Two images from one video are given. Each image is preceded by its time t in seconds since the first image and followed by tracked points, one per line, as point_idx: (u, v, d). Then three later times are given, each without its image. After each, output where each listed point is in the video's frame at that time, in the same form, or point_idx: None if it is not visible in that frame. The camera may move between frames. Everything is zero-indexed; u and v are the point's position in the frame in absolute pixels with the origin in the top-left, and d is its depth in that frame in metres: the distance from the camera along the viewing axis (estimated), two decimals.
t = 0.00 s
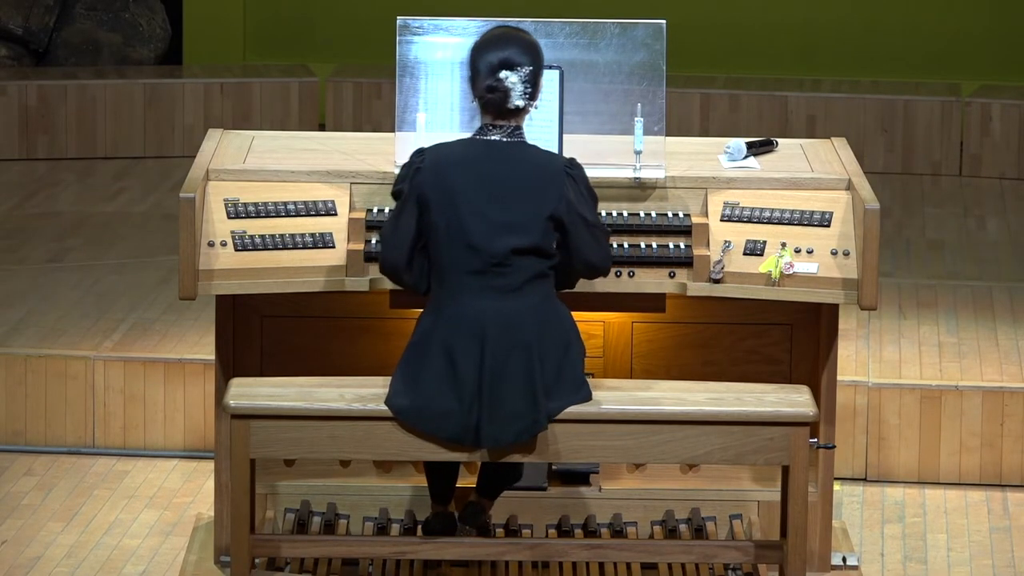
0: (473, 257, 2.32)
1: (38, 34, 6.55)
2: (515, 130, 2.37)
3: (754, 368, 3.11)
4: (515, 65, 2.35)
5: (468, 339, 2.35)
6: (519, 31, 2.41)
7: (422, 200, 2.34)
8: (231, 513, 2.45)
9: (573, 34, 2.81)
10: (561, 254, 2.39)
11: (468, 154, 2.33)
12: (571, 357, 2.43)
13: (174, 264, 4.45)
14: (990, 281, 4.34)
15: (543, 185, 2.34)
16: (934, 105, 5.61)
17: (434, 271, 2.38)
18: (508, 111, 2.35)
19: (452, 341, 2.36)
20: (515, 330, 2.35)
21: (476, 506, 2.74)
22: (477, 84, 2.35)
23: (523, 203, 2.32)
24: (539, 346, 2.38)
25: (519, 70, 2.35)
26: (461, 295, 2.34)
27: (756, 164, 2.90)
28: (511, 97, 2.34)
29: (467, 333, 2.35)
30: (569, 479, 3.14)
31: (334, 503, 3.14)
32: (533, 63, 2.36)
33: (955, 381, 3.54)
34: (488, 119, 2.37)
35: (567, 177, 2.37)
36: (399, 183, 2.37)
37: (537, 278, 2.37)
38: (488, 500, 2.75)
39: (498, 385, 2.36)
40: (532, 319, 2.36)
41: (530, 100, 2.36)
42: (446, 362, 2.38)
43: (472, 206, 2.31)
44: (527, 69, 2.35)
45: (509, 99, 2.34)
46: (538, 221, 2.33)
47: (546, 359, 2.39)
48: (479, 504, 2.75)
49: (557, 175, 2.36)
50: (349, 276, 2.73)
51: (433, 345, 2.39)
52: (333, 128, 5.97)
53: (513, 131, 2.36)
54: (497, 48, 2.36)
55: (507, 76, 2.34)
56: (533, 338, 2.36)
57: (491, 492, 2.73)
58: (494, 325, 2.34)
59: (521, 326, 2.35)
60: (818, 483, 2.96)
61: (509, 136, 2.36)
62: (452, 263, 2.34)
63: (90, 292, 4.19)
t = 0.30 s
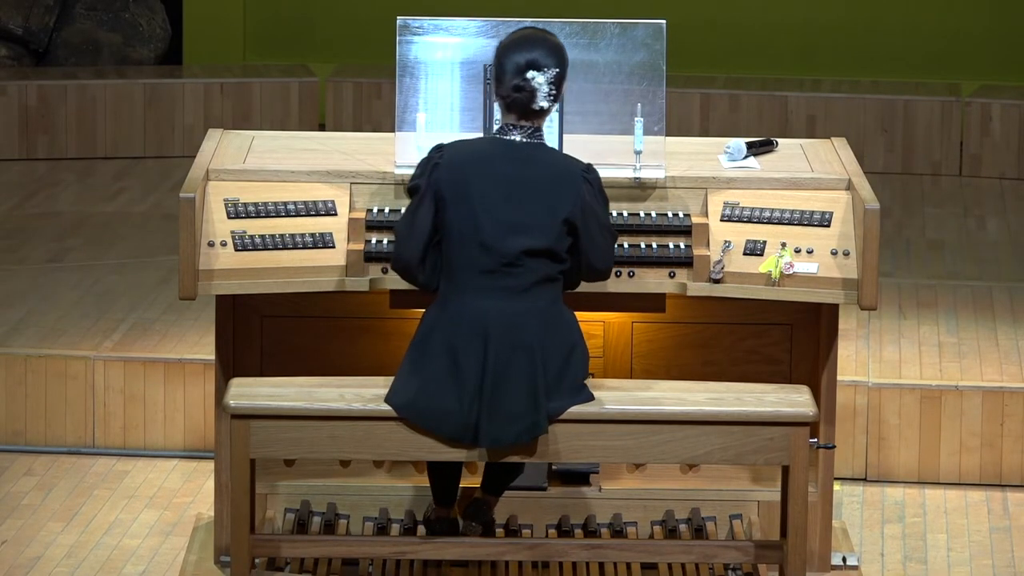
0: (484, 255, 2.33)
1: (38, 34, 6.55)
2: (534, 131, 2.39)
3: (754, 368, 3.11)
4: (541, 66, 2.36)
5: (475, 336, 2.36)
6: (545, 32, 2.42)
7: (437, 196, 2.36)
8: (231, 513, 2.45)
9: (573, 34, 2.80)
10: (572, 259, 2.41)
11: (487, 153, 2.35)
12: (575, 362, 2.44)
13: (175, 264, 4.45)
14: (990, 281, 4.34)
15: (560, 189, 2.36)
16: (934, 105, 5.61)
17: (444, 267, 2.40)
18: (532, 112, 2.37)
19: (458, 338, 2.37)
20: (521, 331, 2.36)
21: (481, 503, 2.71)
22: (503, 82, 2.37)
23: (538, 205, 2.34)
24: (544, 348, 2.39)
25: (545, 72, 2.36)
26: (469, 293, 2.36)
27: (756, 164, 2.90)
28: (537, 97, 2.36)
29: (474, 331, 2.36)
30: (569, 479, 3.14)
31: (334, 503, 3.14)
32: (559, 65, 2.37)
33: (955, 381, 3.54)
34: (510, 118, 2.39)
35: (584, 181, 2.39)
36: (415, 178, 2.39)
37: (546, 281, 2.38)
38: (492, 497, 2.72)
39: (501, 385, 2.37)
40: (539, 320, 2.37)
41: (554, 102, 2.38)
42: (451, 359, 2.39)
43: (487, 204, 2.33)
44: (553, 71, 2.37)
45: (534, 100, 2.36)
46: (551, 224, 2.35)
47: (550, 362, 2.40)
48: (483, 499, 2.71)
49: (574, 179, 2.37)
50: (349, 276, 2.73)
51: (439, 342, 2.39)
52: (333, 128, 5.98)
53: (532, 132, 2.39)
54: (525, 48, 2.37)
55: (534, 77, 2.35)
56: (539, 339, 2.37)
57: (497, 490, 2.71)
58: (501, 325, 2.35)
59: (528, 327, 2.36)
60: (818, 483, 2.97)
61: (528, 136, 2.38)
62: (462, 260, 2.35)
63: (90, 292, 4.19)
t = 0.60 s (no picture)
0: (490, 255, 2.34)
1: (38, 34, 6.55)
2: (543, 132, 2.40)
3: (754, 368, 3.11)
4: (555, 67, 2.38)
5: (479, 336, 2.36)
6: (559, 34, 2.43)
7: (445, 195, 2.36)
8: (231, 513, 2.45)
9: (573, 33, 2.80)
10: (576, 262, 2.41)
11: (496, 153, 2.35)
12: (577, 366, 2.44)
13: (175, 264, 4.45)
14: (990, 281, 4.34)
15: (568, 191, 2.36)
16: (934, 105, 5.61)
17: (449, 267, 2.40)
18: (543, 112, 2.39)
19: (461, 338, 2.37)
20: (522, 332, 2.36)
21: (491, 505, 2.76)
22: (517, 81, 2.38)
23: (544, 207, 2.34)
24: (546, 350, 2.39)
25: (559, 74, 2.38)
26: (473, 292, 2.36)
27: (756, 164, 2.90)
28: (549, 98, 2.37)
29: (478, 331, 2.36)
30: (569, 479, 3.14)
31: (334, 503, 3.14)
32: (572, 68, 2.39)
33: (955, 381, 3.54)
34: (522, 117, 2.40)
35: (592, 185, 2.39)
36: (424, 176, 2.39)
37: (551, 283, 2.38)
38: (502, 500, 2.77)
39: (502, 385, 2.37)
40: (542, 321, 2.37)
41: (566, 104, 2.40)
42: (453, 358, 2.39)
43: (494, 205, 2.33)
44: (567, 73, 2.38)
45: (547, 100, 2.37)
46: (556, 226, 2.35)
47: (552, 363, 2.40)
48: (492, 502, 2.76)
49: (582, 182, 2.37)
50: (349, 277, 2.73)
51: (443, 341, 2.39)
52: (333, 129, 5.98)
53: (541, 133, 2.40)
54: (540, 49, 2.38)
55: (547, 77, 2.37)
56: (541, 341, 2.37)
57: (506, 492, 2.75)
58: (505, 325, 2.36)
59: (531, 328, 2.37)
60: (818, 483, 2.96)
61: (537, 137, 2.40)
62: (467, 260, 2.35)
63: (89, 292, 4.19)
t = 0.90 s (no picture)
0: (490, 256, 2.34)
1: (38, 34, 6.56)
2: (543, 133, 2.40)
3: (754, 368, 3.11)
4: (556, 65, 2.38)
5: (479, 336, 2.36)
6: (559, 34, 2.43)
7: (445, 195, 2.36)
8: (231, 513, 2.45)
9: (573, 33, 2.80)
10: (576, 262, 2.41)
11: (496, 154, 2.35)
12: (577, 366, 2.44)
13: (175, 264, 4.45)
14: (990, 281, 4.34)
15: (568, 192, 2.36)
16: (934, 105, 5.61)
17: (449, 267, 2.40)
18: (544, 110, 2.39)
19: (461, 338, 2.37)
20: (523, 333, 2.36)
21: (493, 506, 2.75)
22: (518, 80, 2.38)
23: (544, 208, 2.34)
24: (546, 351, 2.39)
25: (560, 71, 2.38)
26: (474, 292, 2.36)
27: (756, 164, 2.90)
28: (551, 95, 2.37)
29: (478, 331, 2.36)
30: (569, 479, 3.14)
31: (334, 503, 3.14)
32: (573, 66, 2.39)
33: (955, 381, 3.54)
34: (524, 115, 2.40)
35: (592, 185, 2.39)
36: (423, 177, 2.39)
37: (551, 285, 2.38)
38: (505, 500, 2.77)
39: (501, 385, 2.37)
40: (542, 323, 2.37)
41: (567, 103, 2.40)
42: (453, 359, 2.39)
43: (495, 205, 2.33)
44: (567, 71, 2.38)
45: (548, 97, 2.37)
46: (557, 226, 2.35)
47: (553, 365, 2.40)
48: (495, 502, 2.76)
49: (582, 183, 2.37)
50: (349, 277, 2.74)
51: (443, 341, 2.39)
52: (333, 128, 5.98)
53: (541, 133, 2.40)
54: (540, 48, 2.38)
55: (548, 74, 2.37)
56: (541, 341, 2.37)
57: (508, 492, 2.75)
58: (505, 325, 2.36)
59: (531, 329, 2.37)
60: (818, 483, 2.96)
61: (537, 138, 2.40)
62: (467, 260, 2.35)
63: (89, 292, 4.19)
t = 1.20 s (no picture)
0: (489, 256, 2.34)
1: (38, 34, 6.56)
2: (537, 132, 2.40)
3: (753, 368, 3.11)
4: (550, 61, 2.38)
5: (479, 337, 2.36)
6: (548, 33, 2.44)
7: (441, 197, 2.36)
8: (231, 513, 2.45)
9: (573, 33, 2.80)
10: (575, 262, 2.41)
11: (492, 154, 2.35)
12: (577, 366, 2.44)
13: (175, 264, 4.46)
14: (990, 282, 4.34)
15: (565, 192, 2.36)
16: (934, 105, 5.61)
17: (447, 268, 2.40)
18: (539, 106, 2.39)
19: (460, 339, 2.38)
20: (522, 334, 2.36)
21: (499, 509, 2.76)
22: (514, 75, 2.37)
23: (541, 208, 2.34)
24: (546, 352, 2.39)
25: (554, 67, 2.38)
26: (472, 293, 2.36)
27: (756, 164, 2.90)
28: (548, 89, 2.37)
29: (478, 333, 2.36)
30: (569, 478, 3.14)
31: (334, 503, 3.14)
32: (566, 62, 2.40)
33: (955, 381, 3.54)
34: (519, 113, 2.40)
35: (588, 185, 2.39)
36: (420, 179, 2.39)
37: (550, 285, 2.39)
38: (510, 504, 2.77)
39: (501, 386, 2.37)
40: (541, 323, 2.37)
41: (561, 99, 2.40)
42: (452, 360, 2.39)
43: (492, 206, 2.33)
44: (561, 67, 2.39)
45: (544, 92, 2.37)
46: (554, 226, 2.35)
47: (552, 365, 2.40)
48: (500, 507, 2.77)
49: (578, 183, 2.38)
50: (349, 277, 2.74)
51: (442, 342, 2.40)
52: (333, 128, 5.98)
53: (535, 133, 2.40)
54: (535, 46, 2.38)
55: (545, 69, 2.37)
56: (540, 342, 2.37)
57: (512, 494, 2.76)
58: (504, 325, 2.36)
59: (530, 329, 2.37)
60: (818, 483, 2.96)
61: (531, 138, 2.39)
62: (465, 261, 2.35)
63: (89, 292, 4.19)
